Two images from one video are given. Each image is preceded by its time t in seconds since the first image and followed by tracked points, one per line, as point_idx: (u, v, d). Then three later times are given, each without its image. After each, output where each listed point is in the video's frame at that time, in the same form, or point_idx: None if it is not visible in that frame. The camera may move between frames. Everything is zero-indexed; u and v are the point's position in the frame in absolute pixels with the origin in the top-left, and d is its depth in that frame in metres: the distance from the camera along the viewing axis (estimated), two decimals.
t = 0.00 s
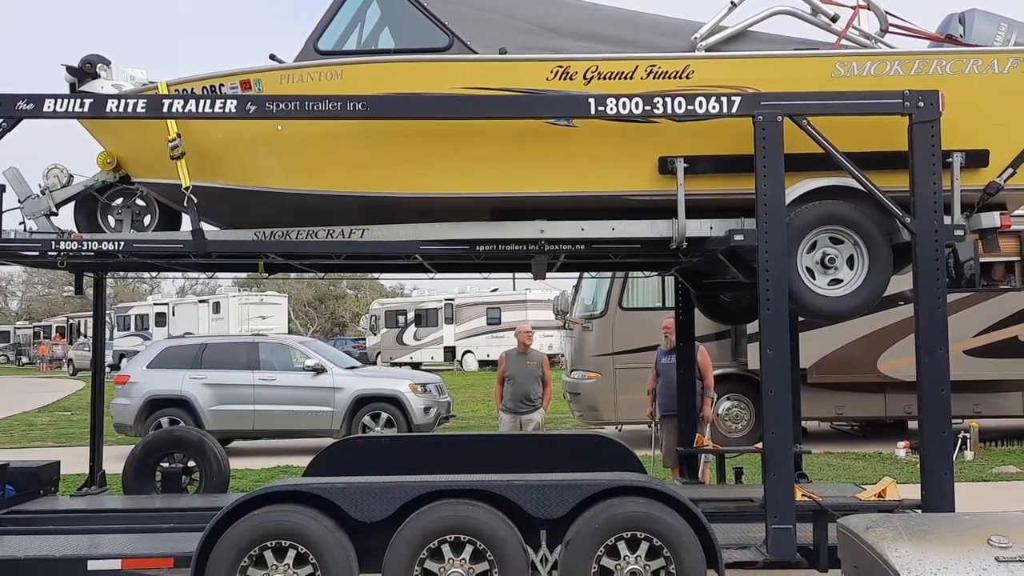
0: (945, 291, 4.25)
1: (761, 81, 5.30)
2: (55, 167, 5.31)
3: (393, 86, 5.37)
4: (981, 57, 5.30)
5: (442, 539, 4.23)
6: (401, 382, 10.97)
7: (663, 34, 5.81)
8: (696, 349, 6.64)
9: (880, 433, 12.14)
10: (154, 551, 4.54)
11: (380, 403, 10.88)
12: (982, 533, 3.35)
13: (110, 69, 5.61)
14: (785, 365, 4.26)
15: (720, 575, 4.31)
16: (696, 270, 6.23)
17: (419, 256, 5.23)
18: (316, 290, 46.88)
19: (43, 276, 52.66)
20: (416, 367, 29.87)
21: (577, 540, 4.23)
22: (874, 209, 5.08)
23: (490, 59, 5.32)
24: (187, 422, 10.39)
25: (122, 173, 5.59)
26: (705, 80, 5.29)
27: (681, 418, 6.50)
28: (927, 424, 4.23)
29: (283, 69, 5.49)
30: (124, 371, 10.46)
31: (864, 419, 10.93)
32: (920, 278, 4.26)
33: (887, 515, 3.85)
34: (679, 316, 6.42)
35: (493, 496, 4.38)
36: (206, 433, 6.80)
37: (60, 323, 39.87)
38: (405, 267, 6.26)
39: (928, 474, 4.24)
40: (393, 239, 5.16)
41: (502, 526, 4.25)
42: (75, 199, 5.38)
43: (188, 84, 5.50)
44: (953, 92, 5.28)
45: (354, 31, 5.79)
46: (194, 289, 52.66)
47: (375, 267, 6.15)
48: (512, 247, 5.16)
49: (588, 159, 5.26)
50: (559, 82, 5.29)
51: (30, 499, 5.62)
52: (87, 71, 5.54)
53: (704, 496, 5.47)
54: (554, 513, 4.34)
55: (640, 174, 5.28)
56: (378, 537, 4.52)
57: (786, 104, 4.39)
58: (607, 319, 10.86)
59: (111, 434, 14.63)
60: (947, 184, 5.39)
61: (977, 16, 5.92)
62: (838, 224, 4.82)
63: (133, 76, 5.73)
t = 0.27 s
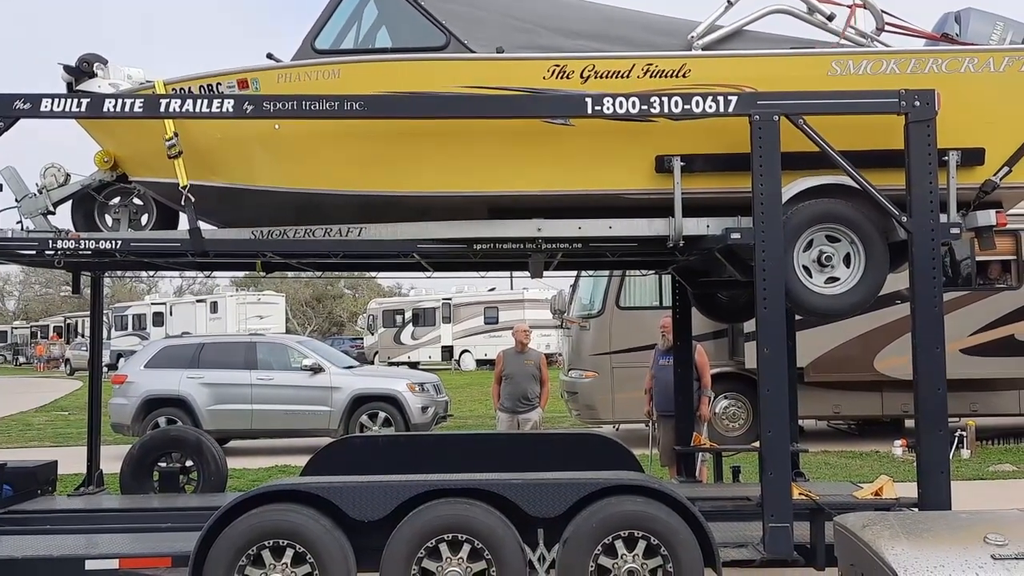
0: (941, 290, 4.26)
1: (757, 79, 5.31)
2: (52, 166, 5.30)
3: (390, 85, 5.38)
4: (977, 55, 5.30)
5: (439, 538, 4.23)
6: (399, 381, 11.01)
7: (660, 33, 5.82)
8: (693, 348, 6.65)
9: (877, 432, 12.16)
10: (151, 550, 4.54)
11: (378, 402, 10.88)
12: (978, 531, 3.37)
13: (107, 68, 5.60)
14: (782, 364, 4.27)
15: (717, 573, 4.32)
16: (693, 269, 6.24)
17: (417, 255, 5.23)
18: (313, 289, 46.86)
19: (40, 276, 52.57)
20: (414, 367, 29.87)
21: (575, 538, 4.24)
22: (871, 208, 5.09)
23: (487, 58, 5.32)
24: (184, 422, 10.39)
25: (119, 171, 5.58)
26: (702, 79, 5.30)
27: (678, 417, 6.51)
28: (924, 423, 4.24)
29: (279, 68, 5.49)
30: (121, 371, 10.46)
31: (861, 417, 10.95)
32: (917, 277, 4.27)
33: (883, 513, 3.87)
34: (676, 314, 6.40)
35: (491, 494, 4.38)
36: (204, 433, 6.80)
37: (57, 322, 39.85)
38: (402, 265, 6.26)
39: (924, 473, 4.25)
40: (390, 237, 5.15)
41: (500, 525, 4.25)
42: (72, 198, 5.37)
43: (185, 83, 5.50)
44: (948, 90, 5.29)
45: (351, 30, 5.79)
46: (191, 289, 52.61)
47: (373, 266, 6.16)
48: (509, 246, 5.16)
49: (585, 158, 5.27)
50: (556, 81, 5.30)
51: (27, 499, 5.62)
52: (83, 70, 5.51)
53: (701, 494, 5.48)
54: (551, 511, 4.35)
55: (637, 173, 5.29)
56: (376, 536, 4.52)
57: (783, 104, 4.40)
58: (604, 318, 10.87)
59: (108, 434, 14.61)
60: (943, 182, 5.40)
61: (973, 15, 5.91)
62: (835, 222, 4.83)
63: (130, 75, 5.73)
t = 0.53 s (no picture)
0: (939, 289, 4.27)
1: (755, 78, 5.32)
2: (49, 164, 5.27)
3: (388, 83, 5.37)
4: (974, 54, 5.31)
5: (438, 537, 4.23)
6: (397, 380, 11.01)
7: (658, 31, 5.82)
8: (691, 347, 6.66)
9: (875, 430, 12.18)
10: (149, 550, 4.53)
11: (376, 402, 10.88)
12: (977, 529, 3.37)
13: (104, 67, 5.59)
14: (780, 363, 4.27)
15: (716, 572, 4.33)
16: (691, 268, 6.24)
17: (415, 253, 5.23)
18: (311, 289, 46.82)
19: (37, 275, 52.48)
20: (412, 366, 29.86)
21: (573, 537, 4.24)
22: (868, 206, 5.09)
23: (485, 56, 5.32)
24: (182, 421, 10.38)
25: (117, 170, 5.56)
26: (700, 77, 5.30)
27: (676, 415, 6.51)
28: (922, 421, 4.24)
29: (277, 66, 5.47)
30: (119, 370, 10.45)
31: (859, 416, 10.96)
32: (915, 275, 4.28)
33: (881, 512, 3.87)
34: (674, 313, 6.43)
35: (489, 493, 4.38)
36: (202, 432, 6.79)
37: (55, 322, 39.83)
38: (400, 264, 6.26)
39: (923, 471, 4.26)
40: (388, 235, 5.14)
41: (499, 524, 4.26)
42: (70, 197, 5.35)
43: (183, 81, 5.49)
44: (946, 89, 5.30)
45: (349, 28, 5.78)
46: (189, 288, 52.55)
47: (371, 264, 6.15)
48: (508, 244, 5.16)
49: (583, 156, 5.27)
50: (554, 79, 5.31)
51: (25, 498, 5.61)
52: (81, 68, 5.49)
53: (700, 493, 5.48)
54: (550, 510, 4.35)
55: (635, 171, 5.29)
56: (374, 535, 4.53)
57: (781, 103, 4.41)
58: (603, 317, 10.87)
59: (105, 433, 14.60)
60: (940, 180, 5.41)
61: (971, 13, 5.91)
62: (833, 220, 4.83)
63: (128, 73, 5.72)
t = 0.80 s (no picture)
0: (936, 289, 4.27)
1: (754, 77, 5.32)
2: (48, 164, 5.27)
3: (387, 82, 5.38)
4: (972, 53, 5.32)
5: (437, 536, 4.24)
6: (396, 379, 10.98)
7: (656, 30, 5.82)
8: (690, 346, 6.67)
9: (873, 430, 12.19)
10: (149, 550, 4.54)
11: (375, 401, 10.88)
12: (975, 529, 3.38)
13: (103, 66, 5.59)
14: (778, 363, 4.28)
15: (714, 572, 4.33)
16: (690, 267, 6.24)
17: (414, 252, 5.23)
18: (310, 288, 46.82)
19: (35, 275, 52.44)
20: (411, 366, 29.86)
21: (572, 537, 4.25)
22: (867, 205, 5.10)
23: (484, 55, 5.32)
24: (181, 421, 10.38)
25: (115, 169, 5.56)
26: (698, 76, 5.30)
27: (675, 415, 6.52)
28: (920, 421, 4.25)
29: (276, 65, 5.47)
30: (117, 370, 10.44)
31: (858, 416, 10.97)
32: (912, 275, 4.29)
33: (880, 511, 3.88)
34: (672, 313, 6.45)
35: (488, 493, 4.39)
36: (201, 432, 6.79)
37: (53, 321, 39.83)
38: (399, 263, 6.26)
39: (920, 470, 4.27)
40: (387, 234, 5.14)
41: (497, 524, 4.26)
42: (68, 196, 5.36)
43: (182, 80, 5.49)
44: (944, 88, 5.31)
45: (347, 27, 5.78)
46: (187, 287, 52.57)
47: (370, 263, 6.16)
48: (506, 244, 5.17)
49: (581, 155, 5.28)
50: (552, 78, 5.31)
51: (24, 498, 5.61)
52: (80, 68, 5.49)
53: (698, 492, 5.49)
54: (548, 510, 4.36)
55: (633, 170, 5.29)
56: (373, 534, 4.53)
57: (779, 102, 4.41)
58: (601, 316, 10.87)
59: (104, 433, 14.60)
60: (938, 179, 5.41)
61: (968, 13, 5.92)
62: (831, 219, 4.84)
63: (126, 72, 5.71)
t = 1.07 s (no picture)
0: (936, 289, 4.27)
1: (753, 76, 5.32)
2: (47, 163, 5.27)
3: (386, 81, 5.37)
4: (971, 52, 5.32)
5: (436, 537, 4.24)
6: (395, 379, 10.97)
7: (655, 29, 5.81)
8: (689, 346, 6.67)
9: (872, 430, 12.19)
10: (147, 550, 4.53)
11: (374, 401, 10.88)
12: (974, 529, 3.38)
13: (101, 65, 5.59)
14: (777, 362, 4.28)
15: (713, 572, 4.33)
16: (688, 266, 6.24)
17: (413, 251, 5.23)
18: (309, 288, 46.81)
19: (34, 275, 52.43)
20: (410, 365, 29.86)
21: (571, 537, 4.25)
22: (865, 204, 5.09)
23: (482, 54, 5.32)
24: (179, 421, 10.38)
25: (114, 168, 5.56)
26: (697, 75, 5.29)
27: (674, 415, 6.51)
28: (919, 421, 4.25)
29: (275, 64, 5.47)
30: (116, 370, 10.44)
31: (856, 415, 10.97)
32: (911, 274, 4.28)
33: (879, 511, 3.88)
34: (671, 313, 6.46)
35: (487, 493, 4.39)
36: (199, 432, 6.79)
37: (52, 321, 39.82)
38: (398, 262, 6.26)
39: (919, 470, 4.27)
40: (386, 233, 5.14)
41: (496, 524, 4.26)
42: (67, 195, 5.35)
43: (181, 80, 5.48)
44: (943, 87, 5.31)
45: (346, 26, 5.78)
46: (186, 286, 52.56)
47: (368, 263, 6.16)
48: (505, 243, 5.16)
49: (580, 154, 5.27)
50: (551, 77, 5.31)
51: (22, 498, 5.61)
52: (78, 67, 5.51)
53: (697, 492, 5.49)
54: (547, 510, 4.35)
55: (632, 169, 5.29)
56: (372, 534, 4.53)
57: (778, 102, 4.41)
58: (600, 316, 10.87)
59: (103, 433, 14.60)
60: (937, 178, 5.41)
61: (967, 12, 5.93)
62: (830, 218, 4.84)
63: (125, 71, 5.71)
